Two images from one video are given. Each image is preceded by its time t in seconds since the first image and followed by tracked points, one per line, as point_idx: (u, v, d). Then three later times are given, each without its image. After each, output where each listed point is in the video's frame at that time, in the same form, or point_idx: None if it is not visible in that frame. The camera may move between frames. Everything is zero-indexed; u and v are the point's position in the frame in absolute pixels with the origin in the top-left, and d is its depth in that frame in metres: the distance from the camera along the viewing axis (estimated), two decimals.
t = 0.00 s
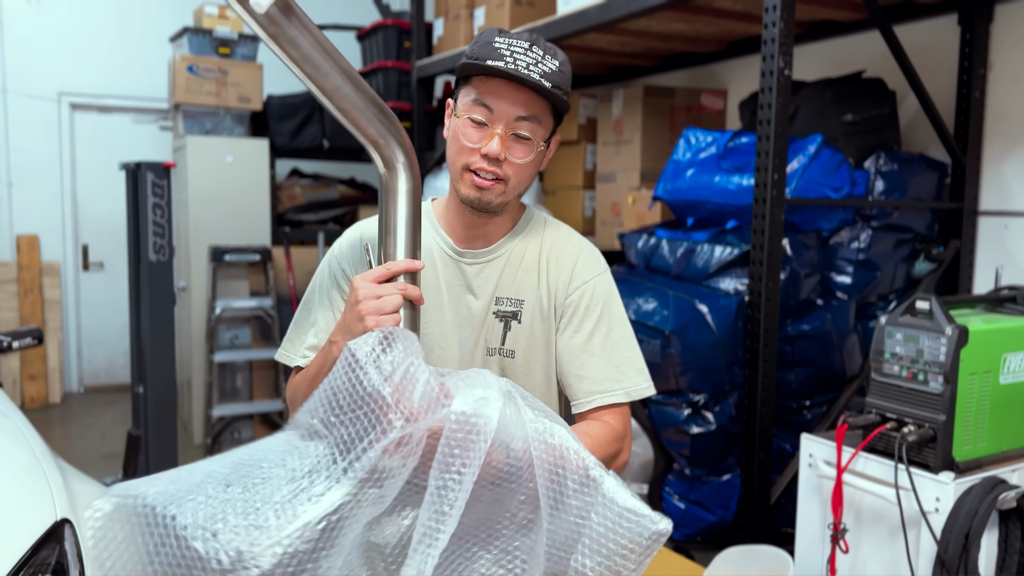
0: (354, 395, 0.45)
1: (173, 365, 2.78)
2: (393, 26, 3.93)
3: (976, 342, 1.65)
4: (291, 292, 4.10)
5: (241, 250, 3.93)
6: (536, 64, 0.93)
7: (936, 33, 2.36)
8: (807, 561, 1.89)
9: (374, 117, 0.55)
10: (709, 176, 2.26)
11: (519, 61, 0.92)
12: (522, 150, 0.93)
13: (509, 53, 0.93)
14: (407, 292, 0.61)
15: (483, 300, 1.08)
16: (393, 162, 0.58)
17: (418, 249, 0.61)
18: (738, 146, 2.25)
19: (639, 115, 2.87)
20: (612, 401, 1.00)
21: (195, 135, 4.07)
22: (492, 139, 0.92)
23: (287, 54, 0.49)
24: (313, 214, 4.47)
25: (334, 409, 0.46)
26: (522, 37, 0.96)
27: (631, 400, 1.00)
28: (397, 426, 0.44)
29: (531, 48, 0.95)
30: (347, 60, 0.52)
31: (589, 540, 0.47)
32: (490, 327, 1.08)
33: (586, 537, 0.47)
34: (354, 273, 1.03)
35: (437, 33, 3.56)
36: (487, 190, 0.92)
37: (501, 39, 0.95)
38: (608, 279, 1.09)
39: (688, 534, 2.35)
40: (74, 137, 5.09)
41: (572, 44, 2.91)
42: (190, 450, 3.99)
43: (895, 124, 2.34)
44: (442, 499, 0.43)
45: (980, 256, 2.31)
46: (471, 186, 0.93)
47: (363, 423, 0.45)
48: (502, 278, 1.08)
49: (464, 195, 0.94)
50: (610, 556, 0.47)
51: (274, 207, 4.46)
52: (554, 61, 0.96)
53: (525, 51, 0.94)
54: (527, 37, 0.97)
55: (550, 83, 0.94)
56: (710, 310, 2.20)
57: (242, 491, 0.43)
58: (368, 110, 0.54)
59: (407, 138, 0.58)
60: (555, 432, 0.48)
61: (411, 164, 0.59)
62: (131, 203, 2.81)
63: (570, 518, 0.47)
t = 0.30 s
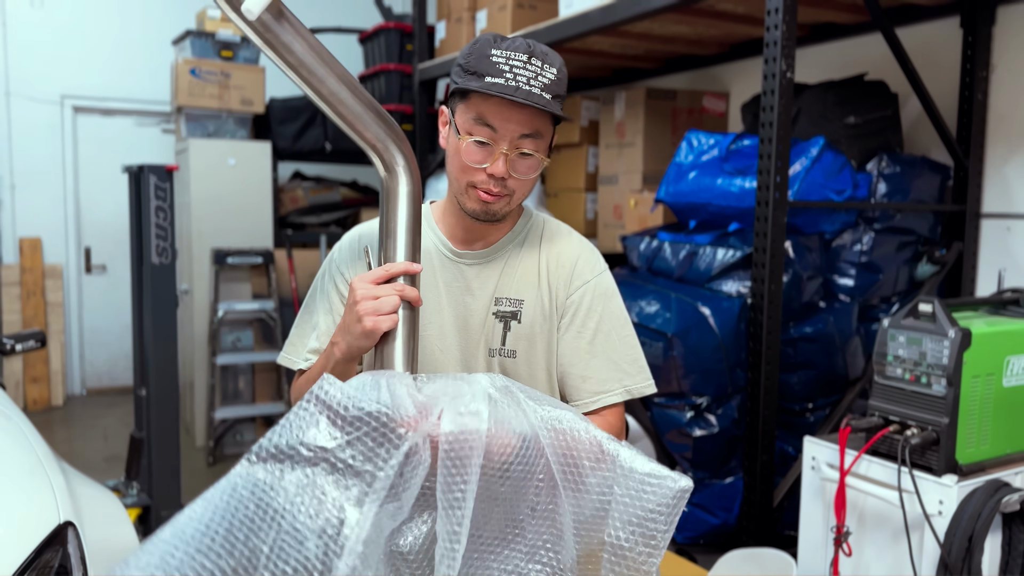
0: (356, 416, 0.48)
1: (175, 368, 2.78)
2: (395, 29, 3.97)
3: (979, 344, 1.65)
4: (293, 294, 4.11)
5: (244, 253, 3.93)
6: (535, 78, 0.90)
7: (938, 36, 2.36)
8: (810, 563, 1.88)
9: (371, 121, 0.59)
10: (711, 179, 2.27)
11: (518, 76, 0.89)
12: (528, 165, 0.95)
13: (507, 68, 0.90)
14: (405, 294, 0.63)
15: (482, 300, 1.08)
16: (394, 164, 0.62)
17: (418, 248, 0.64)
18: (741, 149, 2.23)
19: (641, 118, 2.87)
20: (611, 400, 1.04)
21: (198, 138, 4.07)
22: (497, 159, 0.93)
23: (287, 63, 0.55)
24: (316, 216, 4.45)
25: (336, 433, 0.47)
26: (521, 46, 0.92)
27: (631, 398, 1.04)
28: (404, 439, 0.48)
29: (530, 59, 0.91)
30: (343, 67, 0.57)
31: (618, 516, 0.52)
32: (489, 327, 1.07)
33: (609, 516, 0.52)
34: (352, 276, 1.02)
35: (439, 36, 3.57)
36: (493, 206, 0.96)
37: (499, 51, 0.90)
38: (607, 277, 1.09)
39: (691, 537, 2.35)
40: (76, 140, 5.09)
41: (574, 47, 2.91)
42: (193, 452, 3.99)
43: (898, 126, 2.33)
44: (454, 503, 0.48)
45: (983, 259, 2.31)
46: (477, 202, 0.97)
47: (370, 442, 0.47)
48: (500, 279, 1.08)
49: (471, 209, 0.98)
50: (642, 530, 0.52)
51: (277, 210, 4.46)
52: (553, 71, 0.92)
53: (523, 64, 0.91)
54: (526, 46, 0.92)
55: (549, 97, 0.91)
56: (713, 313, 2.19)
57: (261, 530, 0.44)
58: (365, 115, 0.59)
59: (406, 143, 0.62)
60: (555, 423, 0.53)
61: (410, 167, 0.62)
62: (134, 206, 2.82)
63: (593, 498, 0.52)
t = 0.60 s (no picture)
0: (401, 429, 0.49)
1: (177, 370, 2.78)
2: (397, 32, 3.95)
3: (983, 346, 1.65)
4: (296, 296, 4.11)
5: (246, 255, 3.94)
6: (525, 87, 0.90)
7: (941, 37, 2.36)
8: (813, 566, 1.88)
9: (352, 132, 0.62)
10: (714, 180, 2.26)
11: (508, 85, 0.90)
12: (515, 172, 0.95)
13: (497, 76, 0.90)
14: (395, 305, 0.63)
15: (478, 300, 1.07)
16: (378, 173, 0.64)
17: (406, 254, 0.66)
18: (743, 151, 2.22)
19: (643, 120, 2.88)
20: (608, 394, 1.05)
21: (200, 140, 4.08)
22: (483, 167, 0.93)
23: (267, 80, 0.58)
24: (318, 218, 4.48)
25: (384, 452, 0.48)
26: (513, 53, 0.91)
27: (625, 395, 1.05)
28: (453, 449, 0.48)
29: (520, 67, 0.91)
30: (321, 80, 0.60)
31: (639, 465, 0.57)
32: (485, 326, 1.06)
33: (633, 472, 0.57)
34: (348, 278, 1.01)
35: (441, 38, 3.57)
36: (479, 212, 0.97)
37: (490, 58, 0.90)
38: (603, 276, 1.11)
39: (694, 539, 2.34)
40: (79, 142, 5.11)
41: (576, 49, 2.91)
42: (195, 454, 4.00)
43: (900, 128, 2.33)
44: (504, 508, 0.48)
45: (986, 261, 2.31)
46: (464, 207, 0.97)
47: (423, 460, 0.48)
48: (496, 278, 1.08)
49: (458, 213, 0.99)
50: (661, 472, 0.57)
51: (279, 212, 4.46)
52: (544, 78, 0.91)
53: (513, 72, 0.90)
54: (517, 53, 0.92)
55: (539, 105, 0.91)
56: (715, 315, 2.20)
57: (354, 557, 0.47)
58: (346, 126, 0.62)
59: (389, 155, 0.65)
60: (564, 397, 0.55)
61: (395, 175, 0.65)
62: (136, 208, 2.82)
63: (619, 461, 0.56)
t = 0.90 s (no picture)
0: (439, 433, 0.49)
1: (180, 373, 2.78)
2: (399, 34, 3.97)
3: (986, 348, 1.64)
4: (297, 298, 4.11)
5: (248, 257, 3.94)
6: (517, 91, 0.88)
7: (943, 39, 2.36)
8: (817, 568, 1.87)
9: (346, 134, 0.62)
10: (716, 182, 2.26)
11: (499, 90, 0.87)
12: (509, 176, 0.95)
13: (488, 81, 0.87)
14: (392, 305, 0.64)
15: (478, 299, 1.07)
16: (374, 176, 0.65)
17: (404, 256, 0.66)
18: (745, 152, 2.24)
19: (645, 122, 2.88)
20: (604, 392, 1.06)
21: (202, 142, 4.08)
22: (477, 171, 0.93)
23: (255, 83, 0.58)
24: (320, 220, 4.50)
25: (435, 460, 0.49)
26: (504, 56, 0.88)
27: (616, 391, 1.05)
28: (500, 442, 0.50)
29: (512, 71, 0.88)
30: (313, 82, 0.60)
31: (661, 441, 0.59)
32: (484, 325, 1.06)
33: (652, 447, 0.59)
34: (346, 280, 1.02)
35: (443, 40, 3.58)
36: (474, 215, 0.97)
37: (480, 62, 0.87)
38: (601, 276, 1.11)
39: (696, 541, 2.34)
40: (81, 144, 5.11)
41: (577, 51, 2.91)
42: (197, 456, 4.00)
43: (903, 130, 2.33)
44: (548, 496, 0.52)
45: (989, 262, 2.31)
46: (459, 211, 0.98)
47: (479, 457, 0.49)
48: (495, 278, 1.08)
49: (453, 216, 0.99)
50: (681, 443, 0.60)
51: (281, 214, 4.46)
52: (536, 82, 0.89)
53: (505, 76, 0.88)
54: (509, 55, 0.88)
55: (532, 109, 0.89)
56: (718, 317, 2.21)
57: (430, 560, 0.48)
58: (339, 129, 0.62)
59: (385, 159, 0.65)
60: (583, 381, 0.57)
61: (391, 176, 0.65)
62: (139, 210, 2.83)
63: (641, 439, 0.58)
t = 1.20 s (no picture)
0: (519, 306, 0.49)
1: (182, 375, 2.79)
2: (400, 36, 3.97)
3: (988, 350, 1.64)
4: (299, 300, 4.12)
5: (250, 259, 3.94)
6: (525, 81, 0.86)
7: (945, 40, 2.36)
8: (819, 570, 1.87)
9: (367, 162, 0.52)
10: (718, 184, 2.26)
11: (509, 81, 0.85)
12: (521, 168, 0.93)
13: (498, 73, 0.85)
14: (399, 337, 0.56)
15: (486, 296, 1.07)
16: (399, 206, 0.55)
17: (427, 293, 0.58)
18: (747, 154, 2.24)
19: (647, 123, 2.87)
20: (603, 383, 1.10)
21: (204, 144, 4.08)
22: (491, 164, 0.91)
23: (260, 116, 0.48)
24: (321, 222, 4.52)
25: (509, 310, 0.48)
26: (509, 50, 0.87)
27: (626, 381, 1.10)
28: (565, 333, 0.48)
29: (519, 63, 0.87)
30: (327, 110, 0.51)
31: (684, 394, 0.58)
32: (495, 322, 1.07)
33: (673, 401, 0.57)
34: (348, 281, 1.03)
35: (445, 42, 3.58)
36: (487, 210, 0.95)
37: (488, 56, 0.86)
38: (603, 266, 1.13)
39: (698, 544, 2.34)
40: (83, 147, 5.12)
41: (579, 53, 2.92)
42: (199, 458, 4.00)
43: (905, 131, 2.33)
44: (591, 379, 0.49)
45: (991, 264, 2.31)
46: (472, 207, 0.95)
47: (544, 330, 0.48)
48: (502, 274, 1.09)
49: (466, 213, 0.97)
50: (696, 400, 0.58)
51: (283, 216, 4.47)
52: (542, 73, 0.88)
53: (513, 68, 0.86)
54: (514, 49, 0.87)
55: (540, 98, 0.87)
56: (720, 318, 2.20)
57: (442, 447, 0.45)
58: (360, 156, 0.52)
59: (412, 181, 0.56)
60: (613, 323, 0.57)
61: (417, 208, 0.56)
62: (141, 212, 2.83)
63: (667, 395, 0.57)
